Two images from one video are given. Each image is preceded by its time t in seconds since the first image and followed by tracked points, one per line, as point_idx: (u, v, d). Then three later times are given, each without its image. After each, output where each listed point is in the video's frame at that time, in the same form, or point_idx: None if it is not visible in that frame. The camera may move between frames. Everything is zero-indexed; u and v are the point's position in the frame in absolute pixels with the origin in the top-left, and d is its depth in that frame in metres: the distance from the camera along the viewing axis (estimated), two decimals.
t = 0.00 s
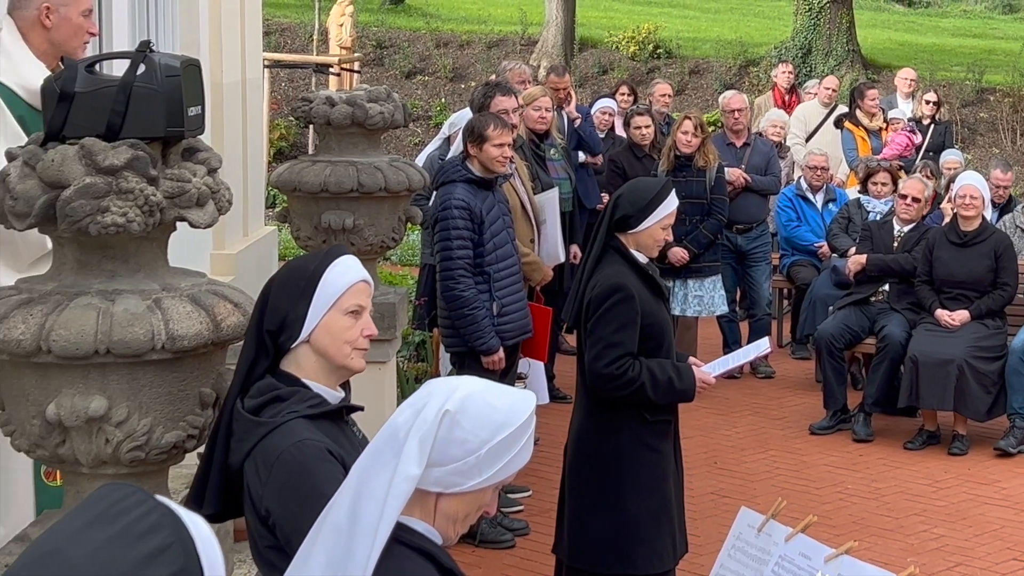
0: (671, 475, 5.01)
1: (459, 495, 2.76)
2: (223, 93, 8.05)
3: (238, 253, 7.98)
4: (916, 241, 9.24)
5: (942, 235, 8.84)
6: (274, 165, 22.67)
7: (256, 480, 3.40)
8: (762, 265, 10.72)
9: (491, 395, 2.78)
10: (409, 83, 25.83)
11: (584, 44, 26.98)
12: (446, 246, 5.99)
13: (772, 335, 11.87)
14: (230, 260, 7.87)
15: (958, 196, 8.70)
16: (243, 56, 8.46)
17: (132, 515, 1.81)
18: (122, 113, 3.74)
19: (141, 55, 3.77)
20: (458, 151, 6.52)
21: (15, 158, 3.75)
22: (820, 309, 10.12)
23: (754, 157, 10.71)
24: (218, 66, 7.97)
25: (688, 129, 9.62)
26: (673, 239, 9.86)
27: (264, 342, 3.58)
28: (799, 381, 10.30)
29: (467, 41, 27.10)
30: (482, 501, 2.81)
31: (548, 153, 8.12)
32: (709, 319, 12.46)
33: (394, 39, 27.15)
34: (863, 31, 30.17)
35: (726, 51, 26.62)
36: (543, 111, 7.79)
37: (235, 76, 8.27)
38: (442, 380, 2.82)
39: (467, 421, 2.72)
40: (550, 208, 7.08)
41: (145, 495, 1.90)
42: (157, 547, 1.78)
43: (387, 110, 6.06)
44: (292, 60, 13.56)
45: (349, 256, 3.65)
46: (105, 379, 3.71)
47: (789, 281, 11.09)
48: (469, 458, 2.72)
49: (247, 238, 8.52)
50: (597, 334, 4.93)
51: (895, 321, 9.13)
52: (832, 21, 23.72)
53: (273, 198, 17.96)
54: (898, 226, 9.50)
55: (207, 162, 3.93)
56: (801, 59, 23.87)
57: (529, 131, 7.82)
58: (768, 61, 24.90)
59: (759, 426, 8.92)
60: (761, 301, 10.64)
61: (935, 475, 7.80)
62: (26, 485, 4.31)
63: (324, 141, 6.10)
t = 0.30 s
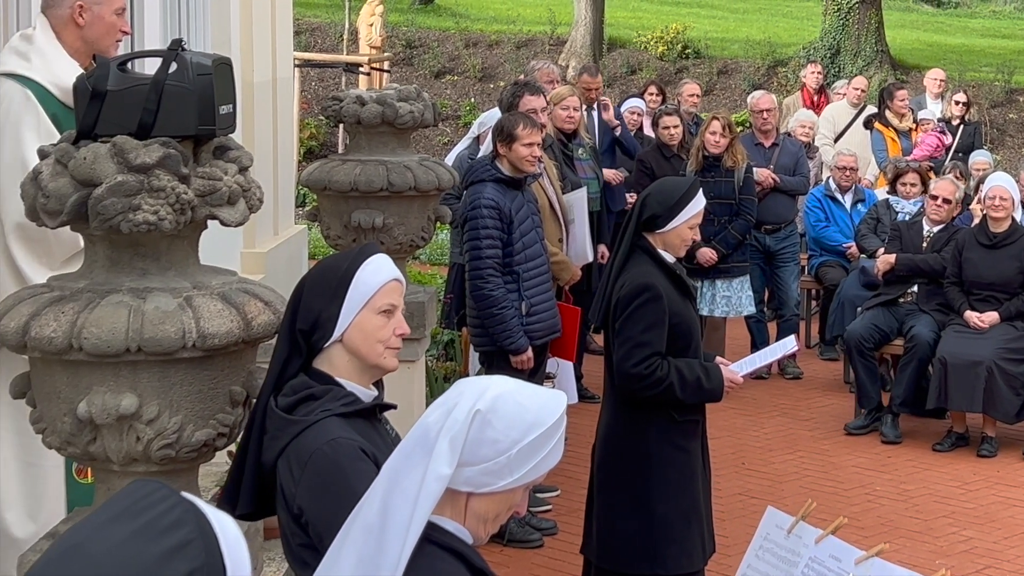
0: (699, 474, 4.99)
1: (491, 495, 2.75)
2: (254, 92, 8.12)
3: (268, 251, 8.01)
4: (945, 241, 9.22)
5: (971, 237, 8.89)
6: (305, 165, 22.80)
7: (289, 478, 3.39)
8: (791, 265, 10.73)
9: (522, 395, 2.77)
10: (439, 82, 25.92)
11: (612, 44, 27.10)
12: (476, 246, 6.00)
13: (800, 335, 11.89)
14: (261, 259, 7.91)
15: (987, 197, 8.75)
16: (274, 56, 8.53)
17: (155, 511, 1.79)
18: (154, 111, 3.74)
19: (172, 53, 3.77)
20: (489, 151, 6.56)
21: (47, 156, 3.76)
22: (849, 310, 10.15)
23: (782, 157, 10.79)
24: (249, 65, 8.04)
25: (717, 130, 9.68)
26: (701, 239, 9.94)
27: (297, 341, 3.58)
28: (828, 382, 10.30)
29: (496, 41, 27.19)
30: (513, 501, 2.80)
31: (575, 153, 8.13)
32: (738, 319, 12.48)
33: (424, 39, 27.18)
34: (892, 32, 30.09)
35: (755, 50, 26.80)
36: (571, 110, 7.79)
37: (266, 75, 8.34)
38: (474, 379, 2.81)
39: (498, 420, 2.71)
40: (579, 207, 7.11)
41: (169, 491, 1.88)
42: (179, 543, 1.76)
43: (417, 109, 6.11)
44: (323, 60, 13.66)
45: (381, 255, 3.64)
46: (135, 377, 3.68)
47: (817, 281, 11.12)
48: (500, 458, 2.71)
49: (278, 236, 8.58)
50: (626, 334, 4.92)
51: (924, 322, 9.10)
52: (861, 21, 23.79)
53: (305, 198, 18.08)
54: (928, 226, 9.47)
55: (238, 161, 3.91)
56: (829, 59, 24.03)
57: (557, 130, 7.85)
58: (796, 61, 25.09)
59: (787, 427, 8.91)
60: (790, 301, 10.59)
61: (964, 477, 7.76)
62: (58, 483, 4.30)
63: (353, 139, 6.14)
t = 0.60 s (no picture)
0: (723, 474, 4.97)
1: (518, 492, 2.74)
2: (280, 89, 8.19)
3: (293, 248, 8.06)
4: (971, 241, 9.24)
5: (996, 236, 8.89)
6: (329, 162, 22.88)
7: (315, 476, 3.39)
8: (815, 264, 10.74)
9: (549, 394, 2.76)
10: (463, 81, 26.00)
11: (636, 43, 27.25)
12: (500, 243, 6.09)
13: (824, 335, 11.90)
14: (286, 256, 7.97)
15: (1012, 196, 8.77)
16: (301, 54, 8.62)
17: (166, 506, 1.79)
18: (181, 108, 3.74)
19: (200, 50, 3.76)
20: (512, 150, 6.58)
21: (75, 152, 3.75)
22: (873, 309, 10.11)
23: (806, 156, 10.78)
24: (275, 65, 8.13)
25: (741, 129, 9.71)
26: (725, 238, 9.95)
27: (324, 338, 3.57)
28: (852, 382, 10.30)
29: (521, 39, 27.29)
30: (540, 499, 2.79)
31: (599, 151, 8.25)
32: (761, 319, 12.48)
33: (448, 37, 27.16)
34: (915, 31, 30.03)
35: (778, 49, 27.10)
36: (595, 108, 7.82)
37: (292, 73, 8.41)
38: (500, 377, 2.80)
39: (525, 419, 2.70)
40: (603, 207, 7.14)
41: (182, 487, 1.88)
42: (188, 538, 1.76)
43: (442, 107, 6.20)
44: (347, 60, 13.71)
45: (409, 254, 3.63)
46: (162, 373, 3.65)
47: (841, 280, 11.14)
48: (527, 456, 2.70)
49: (304, 234, 8.64)
50: (651, 332, 4.91)
51: (949, 322, 9.12)
52: (886, 20, 24.71)
53: (329, 195, 18.17)
54: (952, 226, 9.54)
55: (266, 158, 3.89)
56: (854, 58, 24.77)
57: (581, 128, 7.88)
58: (821, 61, 25.50)
59: (810, 426, 8.90)
60: (813, 301, 10.62)
61: (988, 478, 7.73)
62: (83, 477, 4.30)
63: (379, 137, 6.24)
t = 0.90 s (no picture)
0: (741, 472, 4.98)
1: (540, 491, 2.74)
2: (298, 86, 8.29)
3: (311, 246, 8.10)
4: (988, 240, 9.31)
5: (1015, 236, 8.89)
6: (347, 160, 22.98)
7: (336, 474, 3.38)
8: (832, 263, 10.76)
9: (571, 392, 2.76)
10: (481, 79, 26.06)
11: (653, 41, 27.31)
12: (517, 241, 6.12)
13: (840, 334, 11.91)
14: (304, 253, 8.02)
15: None
16: (319, 53, 8.72)
17: (177, 503, 1.80)
18: (202, 106, 3.72)
19: (220, 47, 3.73)
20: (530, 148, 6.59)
21: (96, 149, 3.75)
22: (890, 308, 10.13)
23: (823, 155, 10.76)
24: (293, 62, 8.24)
25: (759, 127, 9.73)
26: (742, 237, 9.95)
27: (344, 335, 3.57)
28: (868, 381, 10.31)
29: (538, 37, 27.35)
30: (562, 496, 2.78)
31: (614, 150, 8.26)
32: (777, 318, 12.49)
33: (465, 35, 27.12)
34: (933, 30, 30.01)
35: (795, 49, 27.14)
36: (610, 106, 7.83)
37: (310, 71, 8.52)
38: (522, 375, 2.81)
39: (547, 417, 2.70)
40: (620, 204, 7.20)
41: (197, 485, 1.89)
42: (196, 534, 1.76)
43: (460, 105, 6.26)
44: (366, 59, 13.75)
45: (430, 251, 3.63)
46: (182, 369, 3.64)
47: (858, 280, 11.17)
48: (549, 454, 2.70)
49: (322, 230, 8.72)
50: (672, 328, 4.91)
51: (966, 322, 9.14)
52: (903, 19, 24.98)
53: (348, 192, 18.26)
54: (970, 226, 9.55)
55: (286, 155, 3.90)
56: (871, 57, 25.21)
57: (596, 127, 7.91)
58: (838, 60, 25.87)
59: (827, 425, 8.91)
60: (830, 300, 10.68)
61: (1004, 478, 7.73)
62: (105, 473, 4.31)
63: (397, 135, 6.29)
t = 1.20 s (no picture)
0: (750, 472, 4.98)
1: (555, 490, 2.75)
2: (309, 85, 8.33)
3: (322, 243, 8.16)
4: (997, 241, 9.28)
5: None
6: (358, 158, 23.04)
7: (348, 473, 3.38)
8: (841, 263, 10.77)
9: (585, 391, 2.77)
10: (491, 78, 26.11)
11: (663, 40, 27.35)
12: (527, 240, 6.15)
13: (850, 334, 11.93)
14: (314, 251, 8.06)
15: None
16: (330, 52, 8.77)
17: (167, 497, 1.79)
18: (215, 104, 3.71)
19: (233, 46, 3.71)
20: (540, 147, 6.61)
21: (108, 147, 3.75)
22: (900, 308, 10.15)
23: (832, 155, 10.78)
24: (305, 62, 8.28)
25: (769, 127, 9.76)
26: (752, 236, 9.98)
27: (354, 333, 3.59)
28: (877, 381, 10.32)
29: (548, 36, 27.38)
30: (576, 496, 2.79)
31: (623, 149, 8.28)
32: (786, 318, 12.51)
33: (475, 34, 27.17)
34: (944, 30, 29.97)
35: (805, 48, 27.15)
36: (619, 105, 7.87)
37: (321, 70, 8.56)
38: (537, 375, 2.81)
39: (562, 416, 2.70)
40: (630, 204, 7.21)
41: (188, 479, 1.88)
42: (184, 530, 1.75)
43: (471, 104, 6.28)
44: (377, 58, 13.78)
45: (439, 250, 3.65)
46: (194, 367, 3.63)
47: (867, 280, 11.18)
48: (564, 453, 2.71)
49: (333, 229, 8.77)
50: (683, 326, 4.91)
51: (976, 323, 9.15)
52: (913, 19, 25.00)
53: (359, 190, 18.31)
54: (979, 226, 9.55)
55: (299, 154, 3.90)
56: (881, 57, 25.25)
57: (606, 126, 7.91)
58: (847, 60, 25.88)
59: (835, 425, 8.92)
60: (839, 300, 10.65)
61: (1013, 478, 7.74)
62: (117, 470, 4.32)
63: (409, 133, 6.33)
